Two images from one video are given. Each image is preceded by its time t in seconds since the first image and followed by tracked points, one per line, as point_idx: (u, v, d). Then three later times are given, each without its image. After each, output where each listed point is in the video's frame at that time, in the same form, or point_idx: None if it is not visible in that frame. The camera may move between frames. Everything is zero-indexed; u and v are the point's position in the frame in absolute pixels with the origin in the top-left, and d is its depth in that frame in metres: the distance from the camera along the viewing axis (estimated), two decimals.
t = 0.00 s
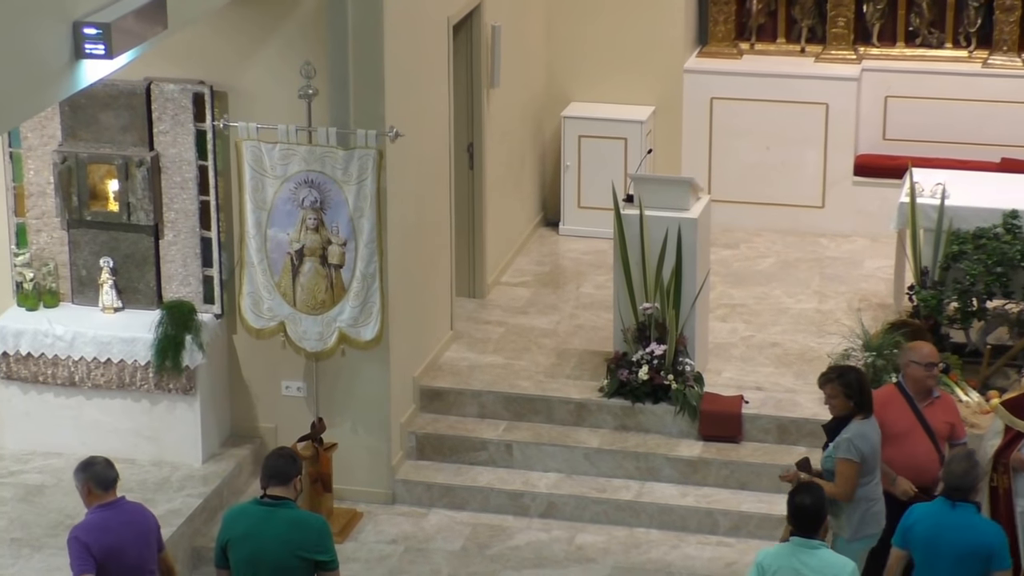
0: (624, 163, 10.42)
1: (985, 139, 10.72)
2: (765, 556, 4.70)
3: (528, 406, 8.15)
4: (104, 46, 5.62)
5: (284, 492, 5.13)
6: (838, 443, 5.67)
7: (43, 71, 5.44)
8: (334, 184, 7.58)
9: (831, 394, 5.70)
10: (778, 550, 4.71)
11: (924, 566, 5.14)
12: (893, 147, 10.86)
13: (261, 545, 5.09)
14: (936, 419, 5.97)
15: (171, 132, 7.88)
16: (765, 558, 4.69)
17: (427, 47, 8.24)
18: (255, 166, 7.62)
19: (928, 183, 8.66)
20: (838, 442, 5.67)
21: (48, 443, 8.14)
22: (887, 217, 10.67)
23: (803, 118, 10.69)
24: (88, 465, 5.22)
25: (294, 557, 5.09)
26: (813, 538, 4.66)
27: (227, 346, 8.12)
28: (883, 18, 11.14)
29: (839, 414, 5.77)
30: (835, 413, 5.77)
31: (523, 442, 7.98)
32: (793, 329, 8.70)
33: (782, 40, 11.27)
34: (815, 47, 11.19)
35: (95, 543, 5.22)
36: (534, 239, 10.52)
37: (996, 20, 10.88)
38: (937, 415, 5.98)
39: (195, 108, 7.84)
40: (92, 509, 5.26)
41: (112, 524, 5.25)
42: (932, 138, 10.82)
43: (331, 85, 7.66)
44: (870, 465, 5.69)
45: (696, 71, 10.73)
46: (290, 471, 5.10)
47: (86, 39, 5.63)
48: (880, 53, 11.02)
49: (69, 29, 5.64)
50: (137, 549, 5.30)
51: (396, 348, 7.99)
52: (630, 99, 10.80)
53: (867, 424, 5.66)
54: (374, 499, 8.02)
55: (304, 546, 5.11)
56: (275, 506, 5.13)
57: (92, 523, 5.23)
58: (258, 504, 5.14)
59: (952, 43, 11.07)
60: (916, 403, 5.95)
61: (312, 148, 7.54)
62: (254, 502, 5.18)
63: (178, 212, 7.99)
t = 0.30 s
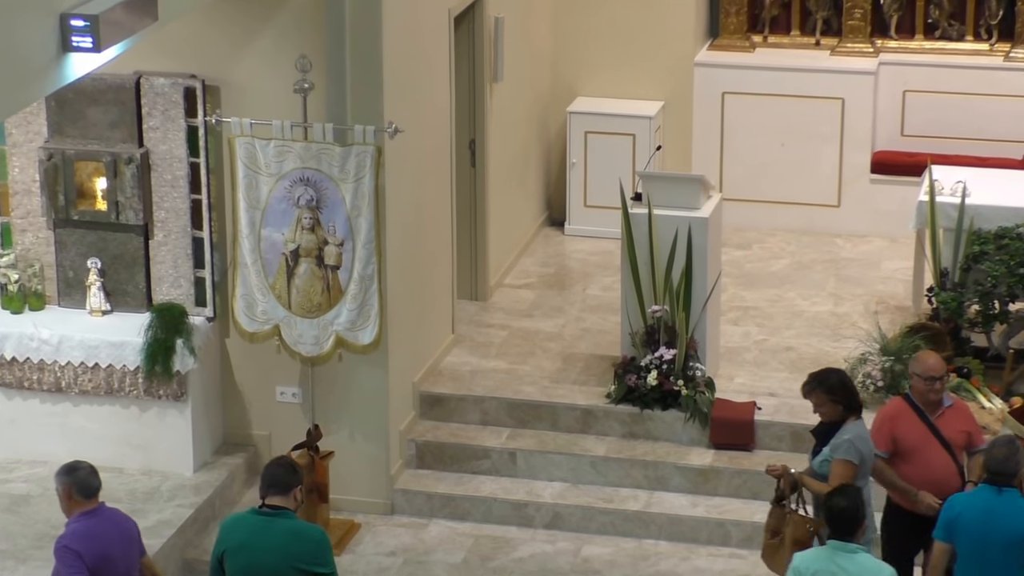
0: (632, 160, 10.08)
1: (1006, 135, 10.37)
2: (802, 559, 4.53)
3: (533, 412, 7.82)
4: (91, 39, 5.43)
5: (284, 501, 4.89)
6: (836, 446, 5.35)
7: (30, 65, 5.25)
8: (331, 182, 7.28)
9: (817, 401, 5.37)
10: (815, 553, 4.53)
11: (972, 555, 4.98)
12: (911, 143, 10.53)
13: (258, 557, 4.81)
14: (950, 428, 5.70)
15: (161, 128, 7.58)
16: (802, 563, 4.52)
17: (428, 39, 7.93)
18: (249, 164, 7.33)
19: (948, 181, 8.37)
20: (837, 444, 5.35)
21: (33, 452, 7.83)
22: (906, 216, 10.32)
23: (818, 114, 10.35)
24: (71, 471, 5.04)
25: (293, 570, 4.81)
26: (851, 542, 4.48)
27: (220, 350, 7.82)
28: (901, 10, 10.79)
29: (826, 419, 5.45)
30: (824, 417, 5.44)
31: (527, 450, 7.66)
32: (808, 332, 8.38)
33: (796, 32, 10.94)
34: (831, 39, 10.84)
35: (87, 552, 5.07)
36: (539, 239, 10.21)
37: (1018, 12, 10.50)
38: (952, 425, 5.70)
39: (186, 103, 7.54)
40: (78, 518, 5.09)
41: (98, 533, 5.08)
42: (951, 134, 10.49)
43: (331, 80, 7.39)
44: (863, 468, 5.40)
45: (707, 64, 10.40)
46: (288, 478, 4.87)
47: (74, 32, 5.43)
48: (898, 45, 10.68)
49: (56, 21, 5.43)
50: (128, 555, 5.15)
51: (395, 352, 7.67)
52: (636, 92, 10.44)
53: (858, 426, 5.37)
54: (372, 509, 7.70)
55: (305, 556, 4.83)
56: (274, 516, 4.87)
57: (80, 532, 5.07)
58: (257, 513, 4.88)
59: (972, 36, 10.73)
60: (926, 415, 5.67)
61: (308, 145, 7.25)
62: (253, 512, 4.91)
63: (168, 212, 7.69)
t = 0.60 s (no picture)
0: (644, 157, 9.77)
1: None
2: (874, 556, 4.38)
3: (540, 419, 7.51)
4: (82, 31, 5.28)
5: (293, 512, 4.63)
6: (820, 442, 5.24)
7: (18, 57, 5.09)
8: (330, 179, 6.99)
9: (796, 398, 5.22)
10: (886, 552, 4.38)
11: None
12: (933, 140, 10.16)
13: None
14: (962, 439, 5.43)
15: (154, 124, 7.29)
16: (870, 561, 4.38)
17: (432, 30, 7.64)
18: (245, 161, 7.04)
19: (971, 179, 8.09)
20: (821, 440, 5.24)
21: (19, 461, 7.51)
22: (930, 216, 9.94)
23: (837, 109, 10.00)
24: (35, 479, 4.82)
25: None
26: (924, 542, 4.33)
27: (215, 355, 7.52)
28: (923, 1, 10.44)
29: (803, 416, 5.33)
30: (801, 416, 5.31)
31: (535, 458, 7.36)
32: (826, 336, 8.08)
33: (814, 24, 10.56)
34: (849, 32, 10.49)
35: (51, 562, 4.86)
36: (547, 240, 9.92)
37: None
38: (965, 434, 5.45)
39: (181, 98, 7.25)
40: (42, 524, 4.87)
41: (66, 540, 4.87)
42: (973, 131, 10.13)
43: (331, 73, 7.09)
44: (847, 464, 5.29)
45: (721, 57, 10.05)
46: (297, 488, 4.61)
47: (64, 24, 5.27)
48: (921, 37, 10.31)
49: (45, 12, 5.26)
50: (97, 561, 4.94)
51: (398, 357, 7.37)
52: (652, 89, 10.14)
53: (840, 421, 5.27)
54: (373, 520, 7.40)
55: (318, 572, 4.54)
56: (284, 529, 4.59)
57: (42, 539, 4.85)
58: (267, 527, 4.60)
59: (997, 28, 10.35)
60: (936, 428, 5.38)
61: (306, 141, 6.97)
62: (263, 524, 4.62)
63: (161, 210, 7.39)
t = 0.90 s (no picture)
0: (660, 154, 9.49)
1: None
2: (935, 557, 4.26)
3: (552, 426, 7.22)
4: (76, 22, 5.08)
5: (306, 527, 4.35)
6: (828, 448, 5.07)
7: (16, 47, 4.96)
8: (333, 177, 6.71)
9: (796, 406, 5.03)
10: (946, 553, 4.27)
11: None
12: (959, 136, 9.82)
13: None
14: (995, 451, 5.10)
15: (151, 119, 7.01)
16: (930, 563, 4.26)
17: (439, 21, 7.34)
18: (245, 157, 6.77)
19: (1001, 177, 7.81)
20: (829, 446, 5.07)
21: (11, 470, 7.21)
22: (956, 214, 9.63)
23: (861, 104, 9.70)
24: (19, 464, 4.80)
25: None
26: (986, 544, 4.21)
27: (214, 359, 7.24)
28: None
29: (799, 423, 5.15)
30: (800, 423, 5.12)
31: (547, 467, 7.07)
32: (850, 340, 7.80)
33: (838, 17, 10.22)
34: (875, 24, 10.15)
35: None
36: (560, 239, 9.64)
37: None
38: (997, 444, 5.12)
39: (179, 92, 6.97)
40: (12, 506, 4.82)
41: (26, 530, 4.78)
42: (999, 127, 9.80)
43: (331, 66, 6.80)
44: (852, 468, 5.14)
45: (740, 50, 9.75)
46: (311, 502, 4.34)
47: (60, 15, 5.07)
48: (947, 30, 9.91)
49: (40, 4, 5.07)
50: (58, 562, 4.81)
51: (405, 361, 7.09)
52: (660, 77, 9.78)
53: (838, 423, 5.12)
54: (379, 531, 7.12)
55: None
56: (297, 545, 4.31)
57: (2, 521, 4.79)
58: (278, 541, 4.32)
59: None
60: (969, 437, 5.10)
61: (309, 137, 6.69)
62: (275, 536, 4.35)
63: (159, 209, 7.10)
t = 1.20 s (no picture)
0: (681, 151, 9.20)
1: None
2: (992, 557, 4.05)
3: (569, 433, 6.95)
4: (74, 13, 5.19)
5: (310, 540, 4.13)
6: (834, 465, 4.92)
7: (17, 36, 5.08)
8: (341, 174, 6.45)
9: (804, 422, 4.85)
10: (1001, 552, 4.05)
11: None
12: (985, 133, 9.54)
13: None
14: None
15: (152, 114, 6.73)
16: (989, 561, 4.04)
17: (453, 12, 7.07)
18: (250, 154, 6.51)
19: None
20: (835, 464, 4.92)
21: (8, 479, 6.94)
22: (985, 213, 9.34)
23: (888, 99, 9.40)
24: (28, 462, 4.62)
25: None
26: None
27: (218, 363, 6.97)
28: None
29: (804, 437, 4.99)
30: (805, 439, 4.96)
31: (563, 476, 6.79)
32: (878, 344, 7.53)
33: (865, 8, 9.87)
34: (903, 16, 9.80)
35: None
36: (577, 240, 9.37)
37: None
38: None
39: (181, 86, 6.69)
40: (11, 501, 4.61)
41: (18, 526, 4.54)
42: None
43: (340, 58, 6.53)
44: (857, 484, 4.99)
45: (763, 42, 9.43)
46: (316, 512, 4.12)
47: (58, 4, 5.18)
48: (980, 21, 9.63)
49: None
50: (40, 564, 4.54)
51: (416, 366, 6.82)
52: (681, 70, 9.50)
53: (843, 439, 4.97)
54: (389, 543, 6.85)
55: None
56: (301, 557, 4.06)
57: None
58: (281, 552, 4.07)
59: None
60: (1016, 441, 4.85)
61: (316, 133, 6.42)
62: (280, 547, 4.11)
63: (160, 207, 6.83)
